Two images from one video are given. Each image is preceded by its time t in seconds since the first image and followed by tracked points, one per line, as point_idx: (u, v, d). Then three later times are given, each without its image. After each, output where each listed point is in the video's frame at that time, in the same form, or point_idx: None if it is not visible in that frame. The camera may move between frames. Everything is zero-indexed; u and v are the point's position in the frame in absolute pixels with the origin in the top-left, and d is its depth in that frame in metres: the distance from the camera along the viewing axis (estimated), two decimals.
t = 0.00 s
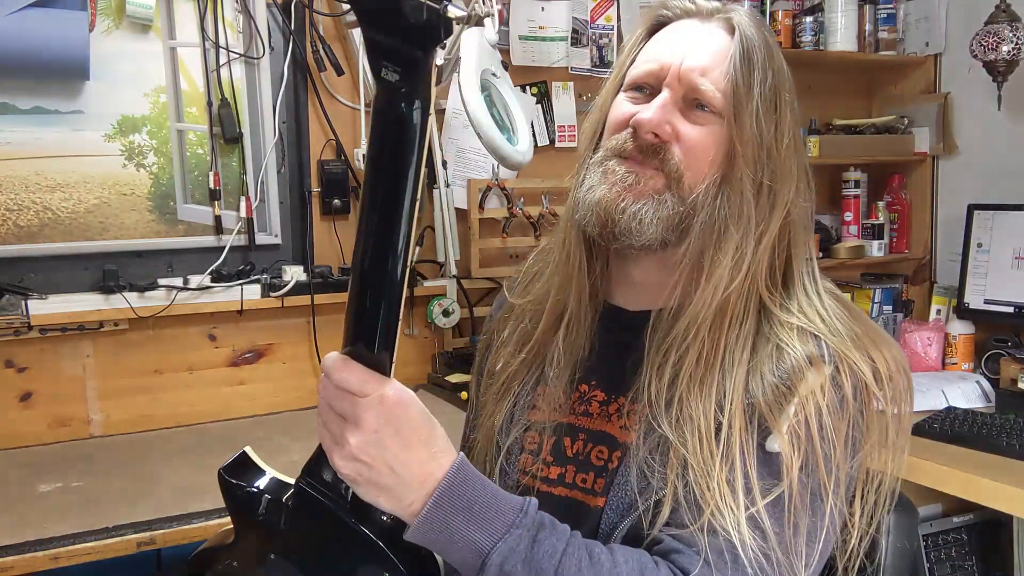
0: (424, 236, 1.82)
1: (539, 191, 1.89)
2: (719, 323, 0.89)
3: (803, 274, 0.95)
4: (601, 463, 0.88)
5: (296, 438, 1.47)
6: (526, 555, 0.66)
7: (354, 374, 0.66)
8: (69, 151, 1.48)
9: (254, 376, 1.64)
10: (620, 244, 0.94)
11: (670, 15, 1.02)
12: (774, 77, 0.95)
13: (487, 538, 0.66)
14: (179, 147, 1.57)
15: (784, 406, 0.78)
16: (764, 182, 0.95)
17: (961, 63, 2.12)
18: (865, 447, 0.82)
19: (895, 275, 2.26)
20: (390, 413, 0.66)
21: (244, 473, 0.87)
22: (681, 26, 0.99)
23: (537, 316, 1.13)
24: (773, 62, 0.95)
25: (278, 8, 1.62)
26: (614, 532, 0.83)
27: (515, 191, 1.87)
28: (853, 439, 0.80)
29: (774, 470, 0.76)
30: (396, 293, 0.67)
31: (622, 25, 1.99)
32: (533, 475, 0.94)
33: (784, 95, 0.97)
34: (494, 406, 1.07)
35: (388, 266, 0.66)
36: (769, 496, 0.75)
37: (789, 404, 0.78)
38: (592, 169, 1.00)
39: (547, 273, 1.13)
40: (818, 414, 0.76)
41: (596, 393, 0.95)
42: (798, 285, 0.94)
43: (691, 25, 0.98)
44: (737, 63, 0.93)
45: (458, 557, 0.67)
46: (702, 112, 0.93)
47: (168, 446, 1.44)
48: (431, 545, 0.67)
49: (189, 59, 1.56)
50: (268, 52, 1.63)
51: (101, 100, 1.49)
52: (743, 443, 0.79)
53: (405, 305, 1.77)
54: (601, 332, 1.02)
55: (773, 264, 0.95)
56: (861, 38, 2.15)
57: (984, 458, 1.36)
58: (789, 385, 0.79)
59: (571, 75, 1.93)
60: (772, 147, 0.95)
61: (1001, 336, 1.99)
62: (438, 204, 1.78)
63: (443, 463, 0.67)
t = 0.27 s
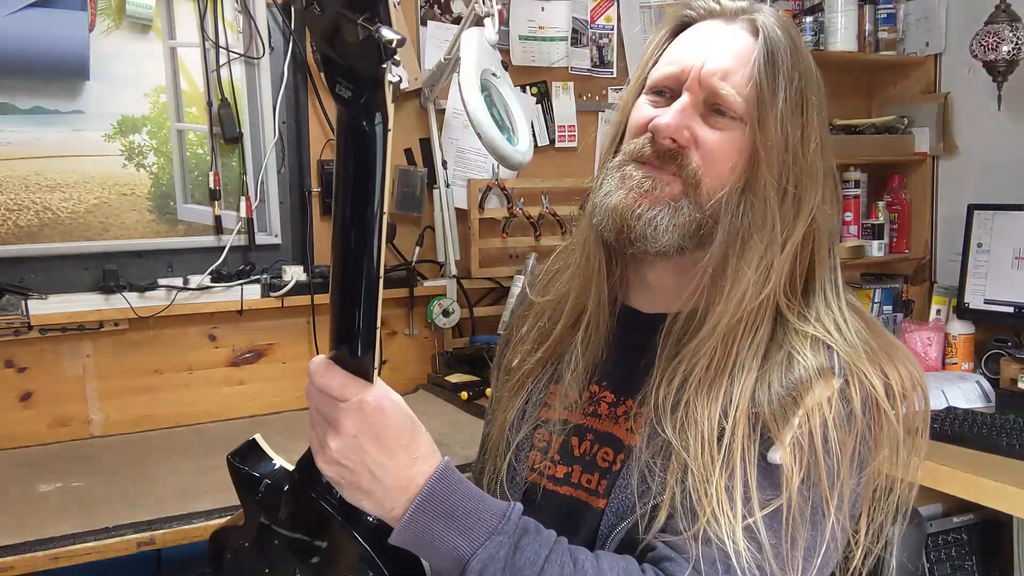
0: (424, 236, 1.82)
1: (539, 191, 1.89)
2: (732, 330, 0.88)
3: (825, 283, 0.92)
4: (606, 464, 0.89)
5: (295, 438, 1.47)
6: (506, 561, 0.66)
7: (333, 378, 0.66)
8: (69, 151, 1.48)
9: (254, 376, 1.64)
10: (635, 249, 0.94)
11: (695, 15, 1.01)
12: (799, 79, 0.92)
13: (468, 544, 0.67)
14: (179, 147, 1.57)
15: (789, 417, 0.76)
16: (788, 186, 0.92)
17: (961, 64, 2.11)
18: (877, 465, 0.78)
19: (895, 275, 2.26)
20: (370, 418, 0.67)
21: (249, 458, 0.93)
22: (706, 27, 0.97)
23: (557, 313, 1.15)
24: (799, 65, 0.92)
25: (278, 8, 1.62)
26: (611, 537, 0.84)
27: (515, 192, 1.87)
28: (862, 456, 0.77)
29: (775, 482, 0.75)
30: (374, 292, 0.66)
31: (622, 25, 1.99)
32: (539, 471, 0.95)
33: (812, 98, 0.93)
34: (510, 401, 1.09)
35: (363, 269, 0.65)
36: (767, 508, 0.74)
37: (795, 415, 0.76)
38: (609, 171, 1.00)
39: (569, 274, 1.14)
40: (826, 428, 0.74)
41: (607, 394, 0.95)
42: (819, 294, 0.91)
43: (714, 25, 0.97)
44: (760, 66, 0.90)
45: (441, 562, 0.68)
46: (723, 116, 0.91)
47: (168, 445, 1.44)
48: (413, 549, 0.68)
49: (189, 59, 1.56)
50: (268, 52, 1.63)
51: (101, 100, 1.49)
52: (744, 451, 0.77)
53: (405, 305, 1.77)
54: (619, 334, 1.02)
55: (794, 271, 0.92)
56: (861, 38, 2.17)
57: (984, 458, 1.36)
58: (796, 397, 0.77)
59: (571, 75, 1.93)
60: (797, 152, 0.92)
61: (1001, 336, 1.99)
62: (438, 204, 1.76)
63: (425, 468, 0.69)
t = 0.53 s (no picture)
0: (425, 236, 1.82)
1: (539, 191, 1.89)
2: (732, 341, 0.87)
3: (835, 295, 0.90)
4: (603, 469, 0.89)
5: (295, 438, 1.47)
6: (482, 567, 0.68)
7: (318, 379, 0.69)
8: (69, 151, 1.48)
9: (254, 376, 1.64)
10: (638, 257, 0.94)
11: (708, 14, 1.00)
12: (812, 84, 0.90)
13: (447, 548, 0.69)
14: (179, 147, 1.57)
15: (783, 433, 0.75)
16: (800, 196, 0.90)
17: (961, 64, 2.11)
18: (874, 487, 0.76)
19: (895, 275, 2.26)
20: (355, 420, 0.68)
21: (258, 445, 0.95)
22: (717, 28, 0.97)
23: (568, 315, 1.15)
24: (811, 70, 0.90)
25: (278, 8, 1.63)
26: (600, 541, 0.84)
27: (515, 192, 1.87)
28: (860, 477, 0.75)
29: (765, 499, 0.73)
30: (356, 300, 0.67)
31: (622, 25, 1.99)
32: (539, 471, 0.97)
33: (825, 102, 0.91)
34: (518, 399, 1.12)
35: (342, 278, 0.66)
36: (755, 525, 0.73)
37: (789, 430, 0.75)
38: (618, 176, 1.01)
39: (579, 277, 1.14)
40: (820, 446, 0.73)
41: (609, 398, 0.96)
42: (828, 306, 0.89)
43: (725, 26, 0.96)
44: (769, 70, 0.89)
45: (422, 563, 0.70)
46: (731, 122, 0.90)
47: (168, 445, 1.44)
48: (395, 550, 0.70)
49: (189, 59, 1.56)
50: (268, 52, 1.63)
51: (101, 99, 1.49)
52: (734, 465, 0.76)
53: (405, 305, 1.77)
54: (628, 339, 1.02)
55: (803, 282, 0.90)
56: (861, 38, 2.17)
57: (984, 458, 1.36)
58: (791, 412, 0.76)
59: (571, 75, 1.93)
60: (808, 160, 0.90)
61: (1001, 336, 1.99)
62: (438, 204, 1.76)
63: (410, 470, 0.70)
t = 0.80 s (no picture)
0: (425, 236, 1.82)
1: (539, 191, 1.89)
2: (725, 349, 0.86)
3: (835, 303, 0.88)
4: (596, 472, 0.90)
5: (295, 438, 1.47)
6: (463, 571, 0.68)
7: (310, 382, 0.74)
8: (69, 151, 1.48)
9: (253, 376, 1.64)
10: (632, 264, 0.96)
11: (709, 14, 1.00)
12: (811, 88, 0.89)
13: (430, 551, 0.69)
14: (179, 147, 1.57)
15: (772, 443, 0.74)
16: (800, 202, 0.89)
17: (961, 64, 2.11)
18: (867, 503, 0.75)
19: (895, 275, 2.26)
20: (341, 423, 0.72)
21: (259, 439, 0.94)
22: (716, 28, 0.97)
23: (569, 316, 1.15)
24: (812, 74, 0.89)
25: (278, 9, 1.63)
26: (590, 544, 0.85)
27: (515, 192, 1.87)
28: (851, 493, 0.74)
29: (752, 511, 0.73)
30: (331, 287, 0.74)
31: (623, 25, 1.99)
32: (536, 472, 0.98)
33: (828, 105, 0.91)
34: (519, 399, 1.13)
35: (316, 267, 0.73)
36: (740, 537, 0.73)
37: (778, 442, 0.74)
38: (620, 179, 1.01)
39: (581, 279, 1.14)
40: (808, 459, 0.72)
41: (605, 401, 0.96)
42: (826, 316, 0.87)
43: (724, 26, 0.96)
44: (767, 73, 0.89)
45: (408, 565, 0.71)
46: (726, 125, 0.90)
47: (168, 445, 1.44)
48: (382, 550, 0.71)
49: (189, 59, 1.57)
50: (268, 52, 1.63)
51: (101, 99, 1.49)
52: (721, 476, 0.76)
53: (405, 305, 1.77)
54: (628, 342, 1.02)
55: (801, 291, 0.88)
56: (861, 38, 2.20)
57: (984, 458, 1.36)
58: (780, 423, 0.76)
59: (571, 75, 1.93)
60: (808, 165, 0.89)
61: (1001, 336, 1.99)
62: (438, 204, 1.76)
63: (398, 474, 0.72)
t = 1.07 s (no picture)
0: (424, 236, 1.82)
1: (539, 191, 1.89)
2: (720, 350, 0.86)
3: (829, 304, 0.88)
4: (592, 474, 0.90)
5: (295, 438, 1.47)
6: (473, 563, 0.68)
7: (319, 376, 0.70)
8: (69, 151, 1.48)
9: (253, 376, 1.64)
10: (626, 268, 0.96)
11: (702, 13, 1.00)
12: (804, 90, 0.89)
13: (442, 542, 0.69)
14: (179, 147, 1.57)
15: (768, 443, 0.74)
16: (792, 204, 0.89)
17: (961, 64, 2.11)
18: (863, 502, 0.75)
19: (895, 275, 2.26)
20: (355, 416, 0.70)
21: (241, 456, 0.89)
22: (707, 28, 0.97)
23: (565, 318, 1.15)
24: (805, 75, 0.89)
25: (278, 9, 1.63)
26: (587, 547, 0.85)
27: (515, 192, 1.86)
28: (848, 493, 0.73)
29: (750, 513, 0.73)
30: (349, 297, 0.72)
31: (622, 25, 1.99)
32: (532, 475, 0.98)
33: (820, 106, 0.91)
34: (514, 403, 1.12)
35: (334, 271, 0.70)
36: (737, 539, 0.73)
37: (773, 443, 0.74)
38: (613, 182, 1.02)
39: (576, 281, 1.14)
40: (803, 460, 0.72)
41: (601, 402, 0.96)
42: (822, 317, 0.87)
43: (716, 27, 0.96)
44: (759, 74, 0.89)
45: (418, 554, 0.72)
46: (719, 127, 0.90)
47: (168, 445, 1.44)
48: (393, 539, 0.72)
49: (189, 59, 1.57)
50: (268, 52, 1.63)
51: (101, 99, 1.49)
52: (718, 478, 0.76)
53: (405, 305, 1.77)
54: (623, 344, 1.02)
55: (795, 292, 0.88)
56: (861, 38, 2.17)
57: (984, 458, 1.36)
58: (775, 424, 0.75)
59: (571, 75, 1.93)
60: (801, 166, 0.90)
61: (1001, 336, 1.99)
62: (438, 204, 1.77)
63: (410, 465, 0.72)
